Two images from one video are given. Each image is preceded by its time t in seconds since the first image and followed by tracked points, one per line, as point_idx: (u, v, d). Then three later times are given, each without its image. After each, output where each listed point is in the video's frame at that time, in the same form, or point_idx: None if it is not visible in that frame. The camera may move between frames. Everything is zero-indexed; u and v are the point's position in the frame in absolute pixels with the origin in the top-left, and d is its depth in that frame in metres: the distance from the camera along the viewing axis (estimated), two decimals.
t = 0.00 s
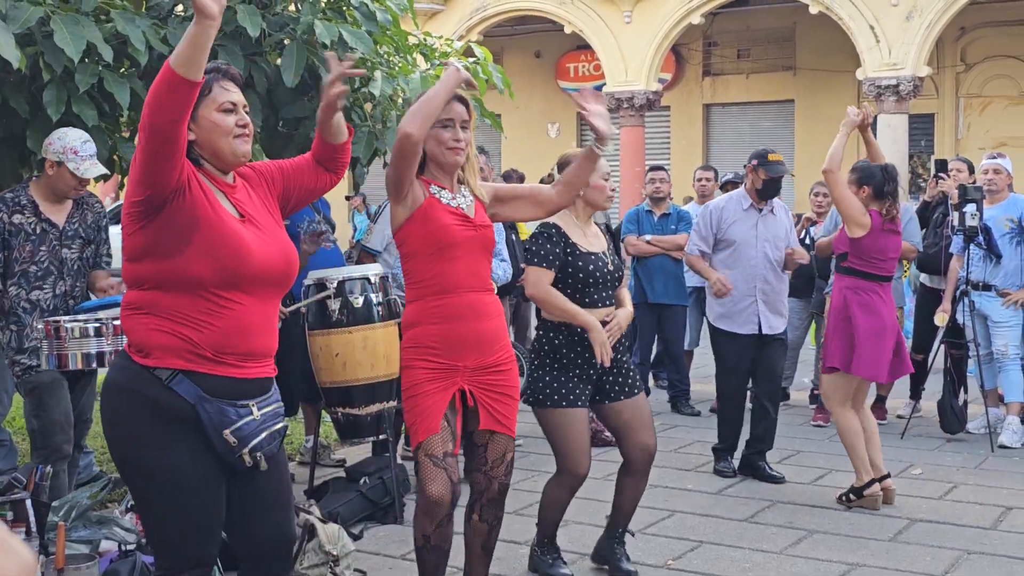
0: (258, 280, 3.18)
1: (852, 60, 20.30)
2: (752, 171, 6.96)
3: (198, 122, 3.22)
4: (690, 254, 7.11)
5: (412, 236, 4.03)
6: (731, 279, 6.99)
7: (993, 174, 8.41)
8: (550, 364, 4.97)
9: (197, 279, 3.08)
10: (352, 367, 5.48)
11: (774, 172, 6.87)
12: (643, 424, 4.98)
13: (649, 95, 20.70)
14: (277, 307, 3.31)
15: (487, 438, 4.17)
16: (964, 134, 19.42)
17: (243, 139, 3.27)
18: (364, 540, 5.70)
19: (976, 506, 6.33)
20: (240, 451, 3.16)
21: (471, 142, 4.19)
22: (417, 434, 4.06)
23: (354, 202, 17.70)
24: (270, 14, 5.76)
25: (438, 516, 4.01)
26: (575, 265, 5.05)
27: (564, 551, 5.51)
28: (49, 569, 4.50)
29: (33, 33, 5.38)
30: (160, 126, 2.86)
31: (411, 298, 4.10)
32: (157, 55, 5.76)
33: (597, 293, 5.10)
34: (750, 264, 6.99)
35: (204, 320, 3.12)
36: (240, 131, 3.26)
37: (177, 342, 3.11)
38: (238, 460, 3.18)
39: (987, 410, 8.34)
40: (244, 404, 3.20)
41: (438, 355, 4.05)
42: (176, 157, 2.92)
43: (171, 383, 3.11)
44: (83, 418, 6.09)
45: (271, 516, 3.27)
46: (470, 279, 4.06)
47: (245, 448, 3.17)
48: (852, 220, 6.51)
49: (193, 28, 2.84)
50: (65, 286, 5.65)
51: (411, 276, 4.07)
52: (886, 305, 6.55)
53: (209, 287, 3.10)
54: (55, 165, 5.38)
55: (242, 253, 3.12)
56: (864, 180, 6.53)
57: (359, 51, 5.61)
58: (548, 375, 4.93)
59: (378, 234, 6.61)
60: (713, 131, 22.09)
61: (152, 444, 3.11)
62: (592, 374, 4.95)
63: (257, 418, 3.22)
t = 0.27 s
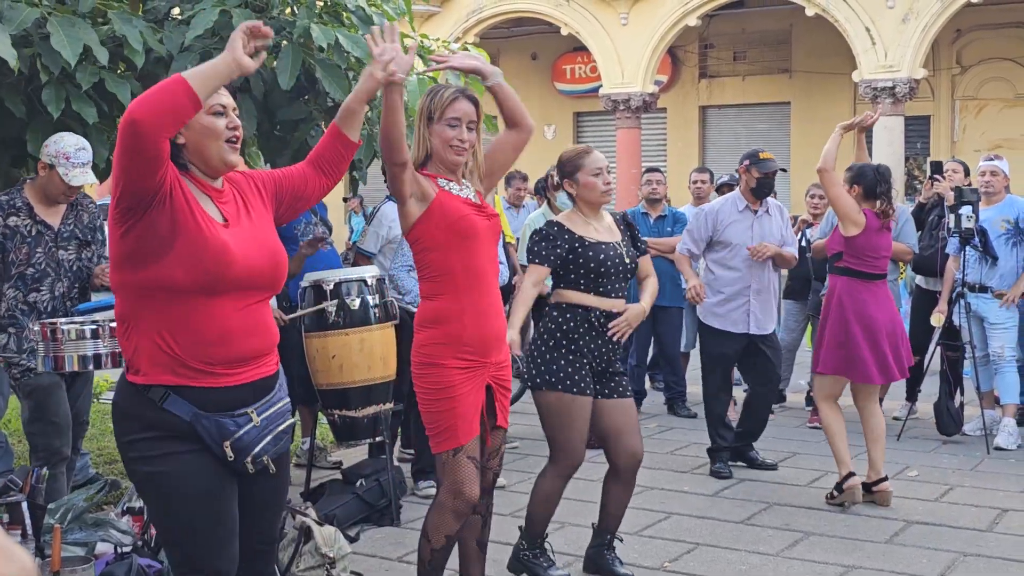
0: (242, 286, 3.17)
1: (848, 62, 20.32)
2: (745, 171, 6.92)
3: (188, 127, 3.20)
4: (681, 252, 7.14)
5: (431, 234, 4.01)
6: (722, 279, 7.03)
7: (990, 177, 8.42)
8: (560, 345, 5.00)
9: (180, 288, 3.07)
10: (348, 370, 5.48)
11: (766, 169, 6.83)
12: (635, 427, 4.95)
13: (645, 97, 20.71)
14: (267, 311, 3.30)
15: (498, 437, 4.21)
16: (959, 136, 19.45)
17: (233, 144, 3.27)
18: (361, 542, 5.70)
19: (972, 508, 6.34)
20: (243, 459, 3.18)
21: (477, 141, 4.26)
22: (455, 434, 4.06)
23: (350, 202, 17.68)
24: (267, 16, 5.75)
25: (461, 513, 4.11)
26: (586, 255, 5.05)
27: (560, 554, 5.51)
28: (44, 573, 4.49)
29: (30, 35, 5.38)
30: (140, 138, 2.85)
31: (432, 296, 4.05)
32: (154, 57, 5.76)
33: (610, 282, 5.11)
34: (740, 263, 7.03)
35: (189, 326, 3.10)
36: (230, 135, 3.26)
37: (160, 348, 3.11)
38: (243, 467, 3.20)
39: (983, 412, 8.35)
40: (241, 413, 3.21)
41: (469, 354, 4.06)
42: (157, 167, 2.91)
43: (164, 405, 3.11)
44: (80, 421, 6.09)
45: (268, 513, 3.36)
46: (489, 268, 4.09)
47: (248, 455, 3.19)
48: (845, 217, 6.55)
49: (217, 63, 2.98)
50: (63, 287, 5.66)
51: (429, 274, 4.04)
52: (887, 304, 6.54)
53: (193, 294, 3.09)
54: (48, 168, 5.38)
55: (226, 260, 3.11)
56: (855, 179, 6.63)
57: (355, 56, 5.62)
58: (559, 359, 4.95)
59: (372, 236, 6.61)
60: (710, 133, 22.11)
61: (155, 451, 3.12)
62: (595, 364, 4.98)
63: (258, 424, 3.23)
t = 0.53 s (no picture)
0: (230, 289, 3.18)
1: (843, 64, 20.36)
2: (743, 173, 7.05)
3: (177, 126, 3.20)
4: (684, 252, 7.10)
5: (421, 245, 3.97)
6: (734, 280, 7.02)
7: (987, 179, 8.42)
8: (544, 368, 5.03)
9: (167, 291, 3.08)
10: (343, 371, 5.47)
11: (765, 173, 6.97)
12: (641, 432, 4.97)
13: (641, 99, 20.73)
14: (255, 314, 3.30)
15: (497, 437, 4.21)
16: (954, 138, 19.49)
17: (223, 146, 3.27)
18: (356, 544, 5.70)
19: (966, 509, 6.35)
20: (221, 458, 3.14)
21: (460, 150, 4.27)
22: (458, 439, 4.05)
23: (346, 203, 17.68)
24: (262, 19, 5.76)
25: (461, 516, 4.12)
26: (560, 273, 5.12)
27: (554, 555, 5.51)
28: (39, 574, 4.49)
29: (25, 36, 5.38)
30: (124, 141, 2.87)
31: (422, 305, 4.03)
32: (149, 59, 5.76)
33: (591, 297, 5.14)
34: (751, 264, 7.04)
35: (175, 330, 3.11)
36: (220, 136, 3.25)
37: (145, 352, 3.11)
38: (222, 467, 3.15)
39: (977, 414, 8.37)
40: (224, 409, 3.20)
41: (467, 357, 4.07)
42: (135, 170, 2.93)
43: (150, 394, 3.10)
44: (75, 422, 6.08)
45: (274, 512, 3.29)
46: (472, 279, 4.12)
47: (226, 454, 3.15)
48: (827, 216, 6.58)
49: (187, 70, 2.95)
50: (55, 286, 5.62)
51: (418, 283, 4.03)
52: (872, 297, 6.56)
53: (178, 298, 3.09)
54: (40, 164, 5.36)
55: (212, 263, 3.11)
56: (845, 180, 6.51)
57: (349, 60, 5.62)
58: (546, 380, 4.97)
59: (365, 237, 6.58)
60: (705, 135, 22.13)
61: (142, 454, 3.10)
62: (592, 377, 4.96)
63: (239, 423, 3.21)
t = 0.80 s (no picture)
0: (224, 289, 3.16)
1: (837, 65, 20.39)
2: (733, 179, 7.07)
3: (168, 124, 3.19)
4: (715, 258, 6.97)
5: (404, 238, 4.01)
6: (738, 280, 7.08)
7: (982, 180, 8.44)
8: (530, 368, 4.97)
9: (162, 290, 3.06)
10: (336, 371, 5.47)
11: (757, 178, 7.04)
12: (631, 431, 4.96)
13: (635, 99, 20.73)
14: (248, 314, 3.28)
15: (481, 440, 4.17)
16: (948, 139, 19.52)
17: (213, 143, 3.26)
18: (349, 545, 5.68)
19: (959, 510, 6.36)
20: (206, 470, 3.15)
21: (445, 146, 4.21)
22: (420, 434, 4.05)
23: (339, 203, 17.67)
24: (255, 20, 5.76)
25: (431, 511, 4.11)
26: (557, 272, 5.04)
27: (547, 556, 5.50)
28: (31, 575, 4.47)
29: (18, 35, 5.37)
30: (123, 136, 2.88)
31: (405, 295, 4.06)
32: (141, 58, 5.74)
33: (585, 299, 5.08)
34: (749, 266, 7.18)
35: (168, 329, 3.10)
36: (210, 135, 3.24)
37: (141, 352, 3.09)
38: (208, 477, 3.17)
39: (971, 414, 8.38)
40: (211, 422, 3.19)
41: (437, 354, 4.04)
42: (128, 168, 2.94)
43: (138, 401, 3.10)
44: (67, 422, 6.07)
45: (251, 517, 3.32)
46: (464, 272, 4.08)
47: (211, 466, 3.16)
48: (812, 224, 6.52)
49: (178, 67, 3.01)
50: (48, 286, 5.61)
51: (404, 274, 4.06)
52: (864, 304, 6.59)
53: (171, 297, 3.08)
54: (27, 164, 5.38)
55: (204, 261, 3.10)
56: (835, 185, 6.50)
57: (343, 64, 5.63)
58: (530, 381, 4.93)
59: (363, 239, 6.57)
60: (699, 135, 22.14)
61: (139, 454, 3.11)
62: (573, 380, 4.96)
63: (226, 436, 3.20)
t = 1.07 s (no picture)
0: (213, 298, 3.17)
1: (832, 65, 20.40)
2: (716, 179, 7.08)
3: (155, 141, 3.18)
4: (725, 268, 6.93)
5: (405, 247, 4.01)
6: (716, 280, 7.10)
7: (977, 180, 8.42)
8: (548, 353, 4.93)
9: (155, 299, 3.05)
10: (330, 371, 5.45)
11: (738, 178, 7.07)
12: (624, 431, 4.96)
13: (630, 99, 20.73)
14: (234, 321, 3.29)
15: (491, 437, 4.17)
16: (942, 139, 19.54)
17: (198, 161, 3.26)
18: (343, 544, 5.68)
19: (953, 509, 6.36)
20: (219, 464, 3.16)
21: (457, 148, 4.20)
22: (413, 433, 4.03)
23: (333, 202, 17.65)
24: (250, 17, 5.74)
25: (428, 514, 3.99)
26: (570, 263, 5.00)
27: (541, 555, 5.49)
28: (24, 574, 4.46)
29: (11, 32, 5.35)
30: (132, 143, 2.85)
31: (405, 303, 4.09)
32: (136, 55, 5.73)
33: (593, 291, 5.08)
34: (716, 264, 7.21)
35: (159, 335, 3.09)
36: (197, 152, 3.24)
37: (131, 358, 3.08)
38: (219, 471, 3.17)
39: (965, 414, 8.39)
40: (213, 417, 3.18)
41: (438, 357, 4.03)
42: (141, 172, 2.90)
43: (132, 419, 3.09)
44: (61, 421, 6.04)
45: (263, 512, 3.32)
46: (468, 283, 4.05)
47: (225, 459, 3.17)
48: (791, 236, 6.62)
49: (182, 66, 3.00)
50: (43, 290, 5.58)
51: (403, 281, 4.08)
52: (839, 302, 6.60)
53: (163, 302, 3.07)
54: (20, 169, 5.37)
55: (197, 268, 3.11)
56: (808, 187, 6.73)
57: (338, 59, 5.61)
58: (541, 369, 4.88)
59: (363, 240, 6.57)
60: (694, 135, 22.15)
61: (130, 469, 3.09)
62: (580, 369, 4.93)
63: (229, 428, 3.20)
